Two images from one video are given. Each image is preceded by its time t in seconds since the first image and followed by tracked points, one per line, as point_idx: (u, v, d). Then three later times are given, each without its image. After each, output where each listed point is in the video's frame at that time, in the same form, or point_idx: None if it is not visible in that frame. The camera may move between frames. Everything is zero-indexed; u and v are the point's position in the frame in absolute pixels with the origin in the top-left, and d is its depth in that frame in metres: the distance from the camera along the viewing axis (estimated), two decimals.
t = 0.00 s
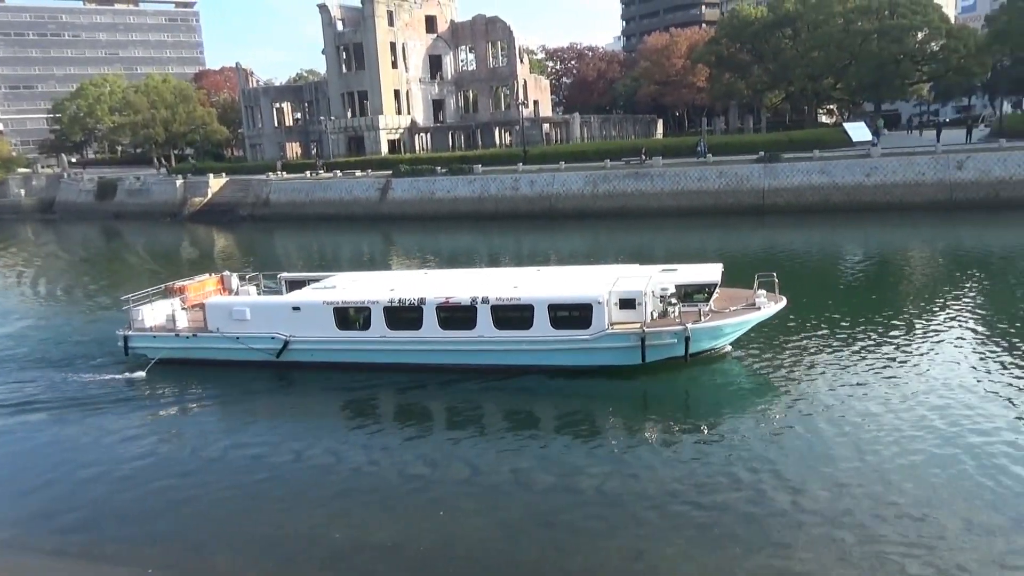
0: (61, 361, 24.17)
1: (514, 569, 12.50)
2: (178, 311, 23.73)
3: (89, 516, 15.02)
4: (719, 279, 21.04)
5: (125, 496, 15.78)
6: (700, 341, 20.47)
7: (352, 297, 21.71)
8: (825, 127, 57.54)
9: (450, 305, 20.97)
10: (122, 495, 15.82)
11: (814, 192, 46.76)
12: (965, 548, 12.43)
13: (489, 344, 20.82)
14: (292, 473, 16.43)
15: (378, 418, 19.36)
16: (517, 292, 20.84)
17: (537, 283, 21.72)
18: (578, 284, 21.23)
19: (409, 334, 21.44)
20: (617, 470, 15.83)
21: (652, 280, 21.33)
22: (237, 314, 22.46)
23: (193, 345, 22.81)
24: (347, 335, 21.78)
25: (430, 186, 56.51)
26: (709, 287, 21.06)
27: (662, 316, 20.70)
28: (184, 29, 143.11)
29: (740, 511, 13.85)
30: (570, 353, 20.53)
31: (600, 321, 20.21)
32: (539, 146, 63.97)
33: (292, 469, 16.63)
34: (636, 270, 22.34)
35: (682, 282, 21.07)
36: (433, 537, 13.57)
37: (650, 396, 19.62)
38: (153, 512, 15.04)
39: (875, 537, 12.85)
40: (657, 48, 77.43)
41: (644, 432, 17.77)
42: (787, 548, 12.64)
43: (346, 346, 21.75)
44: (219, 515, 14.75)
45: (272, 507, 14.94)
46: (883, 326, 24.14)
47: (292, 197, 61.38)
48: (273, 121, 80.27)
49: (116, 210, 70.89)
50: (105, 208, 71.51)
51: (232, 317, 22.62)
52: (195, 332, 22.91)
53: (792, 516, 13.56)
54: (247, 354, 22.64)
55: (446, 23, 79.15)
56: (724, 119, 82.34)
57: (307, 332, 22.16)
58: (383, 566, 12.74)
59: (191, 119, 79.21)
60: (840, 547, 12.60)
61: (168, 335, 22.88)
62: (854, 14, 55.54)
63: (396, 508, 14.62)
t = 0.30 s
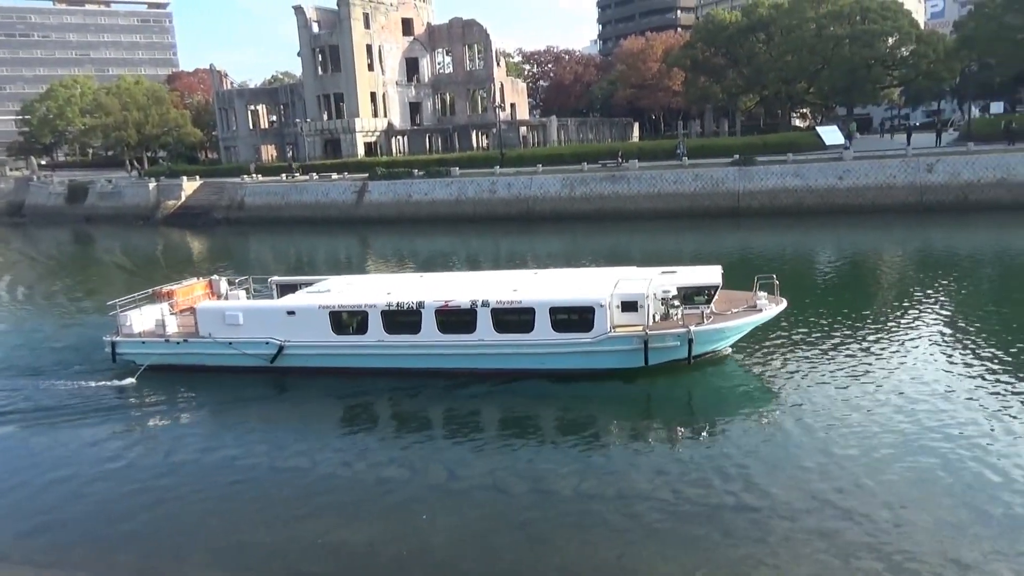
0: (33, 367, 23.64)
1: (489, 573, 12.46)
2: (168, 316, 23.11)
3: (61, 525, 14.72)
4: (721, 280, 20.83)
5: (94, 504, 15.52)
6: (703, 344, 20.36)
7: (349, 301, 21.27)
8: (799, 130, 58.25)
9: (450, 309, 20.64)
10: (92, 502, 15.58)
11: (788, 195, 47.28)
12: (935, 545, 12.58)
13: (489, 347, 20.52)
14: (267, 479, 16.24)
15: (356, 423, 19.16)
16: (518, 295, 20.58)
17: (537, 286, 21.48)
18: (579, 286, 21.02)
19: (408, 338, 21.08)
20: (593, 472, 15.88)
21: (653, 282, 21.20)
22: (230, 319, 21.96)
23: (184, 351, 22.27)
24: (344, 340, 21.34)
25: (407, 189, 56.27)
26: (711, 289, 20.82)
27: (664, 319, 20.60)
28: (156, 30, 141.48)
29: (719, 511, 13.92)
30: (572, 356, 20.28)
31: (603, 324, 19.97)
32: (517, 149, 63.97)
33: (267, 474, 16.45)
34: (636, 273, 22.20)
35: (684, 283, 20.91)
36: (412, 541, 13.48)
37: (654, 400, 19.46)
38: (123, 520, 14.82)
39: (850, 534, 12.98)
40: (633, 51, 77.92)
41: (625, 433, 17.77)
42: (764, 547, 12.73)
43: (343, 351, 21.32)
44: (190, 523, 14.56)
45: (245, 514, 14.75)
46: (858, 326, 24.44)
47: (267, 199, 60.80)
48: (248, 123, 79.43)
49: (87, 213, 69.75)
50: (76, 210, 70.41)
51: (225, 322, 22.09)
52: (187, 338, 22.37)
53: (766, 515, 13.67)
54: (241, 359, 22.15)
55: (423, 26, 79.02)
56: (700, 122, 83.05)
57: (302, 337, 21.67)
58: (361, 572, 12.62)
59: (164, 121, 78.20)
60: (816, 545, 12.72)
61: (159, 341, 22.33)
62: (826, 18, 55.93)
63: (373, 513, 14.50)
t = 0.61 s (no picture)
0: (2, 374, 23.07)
1: None
2: (156, 322, 22.54)
3: (28, 537, 14.39)
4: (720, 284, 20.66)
5: (64, 514, 15.21)
6: (705, 347, 20.34)
7: (344, 305, 20.91)
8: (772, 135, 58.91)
9: (448, 313, 20.39)
10: (61, 512, 15.26)
11: (762, 199, 47.77)
12: (910, 544, 12.71)
13: (489, 352, 20.30)
14: (241, 486, 16.01)
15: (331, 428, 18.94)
16: (516, 299, 20.40)
17: (535, 290, 21.31)
18: (578, 290, 20.89)
19: (406, 343, 20.79)
20: (572, 476, 15.85)
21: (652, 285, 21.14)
22: (221, 324, 21.53)
23: (173, 357, 21.77)
24: (341, 345, 20.99)
25: (383, 193, 56.01)
26: (710, 291, 20.76)
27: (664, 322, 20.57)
28: (128, 31, 139.79)
29: (695, 513, 13.96)
30: (572, 360, 20.15)
31: (604, 328, 19.86)
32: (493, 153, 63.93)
33: (241, 481, 16.22)
34: (634, 276, 22.17)
35: (684, 286, 20.90)
36: (388, 548, 13.35)
37: (656, 404, 19.39)
38: (93, 530, 14.52)
39: (823, 534, 13.09)
40: (609, 56, 78.35)
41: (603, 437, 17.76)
42: (739, 548, 12.80)
43: (338, 356, 20.98)
44: (162, 533, 14.31)
45: (219, 522, 14.55)
46: (831, 329, 24.71)
47: (241, 203, 60.16)
48: (221, 125, 78.57)
49: (56, 216, 68.53)
50: (44, 214, 69.16)
51: (216, 327, 21.64)
52: (177, 343, 21.89)
53: (743, 517, 13.73)
54: (232, 365, 21.72)
55: (399, 29, 78.86)
56: (675, 127, 83.72)
57: (297, 342, 21.31)
58: None
59: (136, 123, 77.13)
60: (790, 545, 12.81)
61: (148, 347, 21.80)
62: (798, 25, 56.65)
63: (348, 519, 14.35)
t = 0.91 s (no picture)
0: None
1: None
2: (145, 327, 22.07)
3: None
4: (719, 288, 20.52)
5: (28, 523, 14.85)
6: (707, 351, 20.21)
7: (341, 310, 20.52)
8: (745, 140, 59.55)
9: (447, 317, 20.07)
10: (27, 520, 14.94)
11: (735, 203, 48.22)
12: (882, 545, 12.75)
13: (488, 357, 20.04)
14: (213, 493, 15.73)
15: (304, 433, 18.70)
16: (516, 302, 20.12)
17: (534, 293, 21.07)
18: (577, 292, 20.67)
19: (403, 347, 20.45)
20: (549, 480, 15.75)
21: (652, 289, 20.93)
22: (213, 329, 21.05)
23: (163, 363, 21.32)
24: (337, 350, 20.61)
25: (358, 196, 55.68)
26: (709, 294, 20.58)
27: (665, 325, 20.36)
28: (98, 32, 138.00)
29: (670, 515, 13.98)
30: (572, 364, 19.94)
31: (605, 331, 19.66)
32: (470, 157, 63.82)
33: (212, 488, 15.94)
34: (632, 279, 21.98)
35: (683, 289, 20.71)
36: (361, 554, 13.21)
37: (657, 407, 19.25)
38: (61, 538, 14.25)
39: (796, 534, 13.18)
40: (584, 61, 78.76)
41: (581, 439, 17.70)
42: (712, 549, 12.84)
43: (335, 361, 20.60)
44: (129, 543, 14.00)
45: (188, 531, 14.26)
46: (805, 330, 24.98)
47: (214, 206, 59.49)
48: (193, 128, 77.70)
49: (24, 219, 67.28)
50: (11, 217, 67.87)
51: (207, 333, 21.17)
52: (167, 349, 21.45)
53: (719, 520, 13.72)
54: (225, 371, 21.31)
55: (374, 32, 78.64)
56: (649, 131, 84.35)
57: (292, 347, 20.89)
58: None
59: (106, 125, 76.08)
60: (762, 545, 12.89)
61: (137, 353, 21.33)
62: (770, 31, 57.39)
63: (321, 524, 14.20)
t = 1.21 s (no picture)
0: None
1: None
2: (136, 332, 21.70)
3: None
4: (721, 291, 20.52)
5: None
6: (709, 354, 20.21)
7: (339, 315, 20.35)
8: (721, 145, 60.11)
9: (448, 322, 19.91)
10: None
11: (711, 207, 48.61)
12: (857, 546, 12.88)
13: (489, 361, 19.90)
14: (185, 501, 15.54)
15: (281, 439, 18.53)
16: (517, 306, 20.01)
17: (535, 297, 20.97)
18: (578, 297, 20.60)
19: (403, 352, 20.26)
20: (526, 485, 15.73)
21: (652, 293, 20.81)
22: (207, 335, 20.74)
23: (155, 370, 20.99)
24: (336, 355, 20.42)
25: (335, 200, 55.36)
26: (709, 298, 20.58)
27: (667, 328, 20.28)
28: (68, 33, 136.09)
29: (647, 518, 14.03)
30: (574, 368, 19.85)
31: (607, 335, 19.58)
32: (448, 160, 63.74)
33: (184, 495, 15.76)
34: (632, 283, 21.91)
35: (684, 293, 20.52)
36: (338, 560, 13.11)
37: (659, 411, 19.21)
38: (31, 548, 14.00)
39: (771, 535, 13.30)
40: (561, 66, 79.07)
41: (561, 443, 17.70)
42: (689, 551, 12.90)
43: (333, 366, 20.38)
44: (97, 552, 13.80)
45: (160, 539, 14.08)
46: (781, 333, 25.26)
47: (188, 210, 58.84)
48: (167, 131, 76.88)
49: None
50: None
51: (200, 338, 20.85)
52: (159, 355, 21.11)
53: (692, 522, 13.78)
54: (219, 377, 21.04)
55: (351, 36, 78.37)
56: (626, 136, 84.86)
57: (289, 353, 20.64)
58: None
59: (76, 127, 75.30)
60: (738, 546, 12.99)
61: (129, 360, 20.96)
62: (744, 37, 58.01)
63: (297, 532, 14.07)
